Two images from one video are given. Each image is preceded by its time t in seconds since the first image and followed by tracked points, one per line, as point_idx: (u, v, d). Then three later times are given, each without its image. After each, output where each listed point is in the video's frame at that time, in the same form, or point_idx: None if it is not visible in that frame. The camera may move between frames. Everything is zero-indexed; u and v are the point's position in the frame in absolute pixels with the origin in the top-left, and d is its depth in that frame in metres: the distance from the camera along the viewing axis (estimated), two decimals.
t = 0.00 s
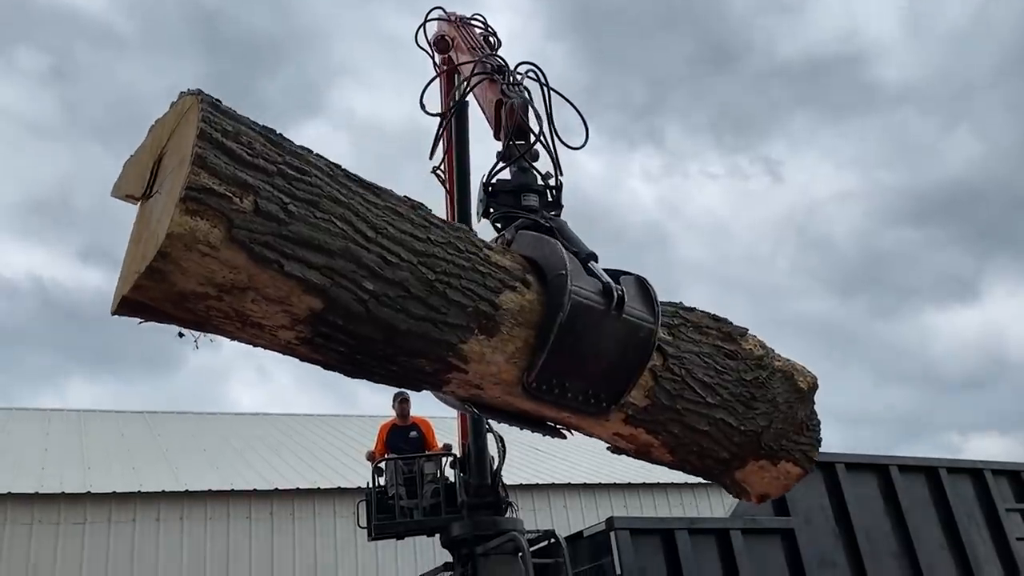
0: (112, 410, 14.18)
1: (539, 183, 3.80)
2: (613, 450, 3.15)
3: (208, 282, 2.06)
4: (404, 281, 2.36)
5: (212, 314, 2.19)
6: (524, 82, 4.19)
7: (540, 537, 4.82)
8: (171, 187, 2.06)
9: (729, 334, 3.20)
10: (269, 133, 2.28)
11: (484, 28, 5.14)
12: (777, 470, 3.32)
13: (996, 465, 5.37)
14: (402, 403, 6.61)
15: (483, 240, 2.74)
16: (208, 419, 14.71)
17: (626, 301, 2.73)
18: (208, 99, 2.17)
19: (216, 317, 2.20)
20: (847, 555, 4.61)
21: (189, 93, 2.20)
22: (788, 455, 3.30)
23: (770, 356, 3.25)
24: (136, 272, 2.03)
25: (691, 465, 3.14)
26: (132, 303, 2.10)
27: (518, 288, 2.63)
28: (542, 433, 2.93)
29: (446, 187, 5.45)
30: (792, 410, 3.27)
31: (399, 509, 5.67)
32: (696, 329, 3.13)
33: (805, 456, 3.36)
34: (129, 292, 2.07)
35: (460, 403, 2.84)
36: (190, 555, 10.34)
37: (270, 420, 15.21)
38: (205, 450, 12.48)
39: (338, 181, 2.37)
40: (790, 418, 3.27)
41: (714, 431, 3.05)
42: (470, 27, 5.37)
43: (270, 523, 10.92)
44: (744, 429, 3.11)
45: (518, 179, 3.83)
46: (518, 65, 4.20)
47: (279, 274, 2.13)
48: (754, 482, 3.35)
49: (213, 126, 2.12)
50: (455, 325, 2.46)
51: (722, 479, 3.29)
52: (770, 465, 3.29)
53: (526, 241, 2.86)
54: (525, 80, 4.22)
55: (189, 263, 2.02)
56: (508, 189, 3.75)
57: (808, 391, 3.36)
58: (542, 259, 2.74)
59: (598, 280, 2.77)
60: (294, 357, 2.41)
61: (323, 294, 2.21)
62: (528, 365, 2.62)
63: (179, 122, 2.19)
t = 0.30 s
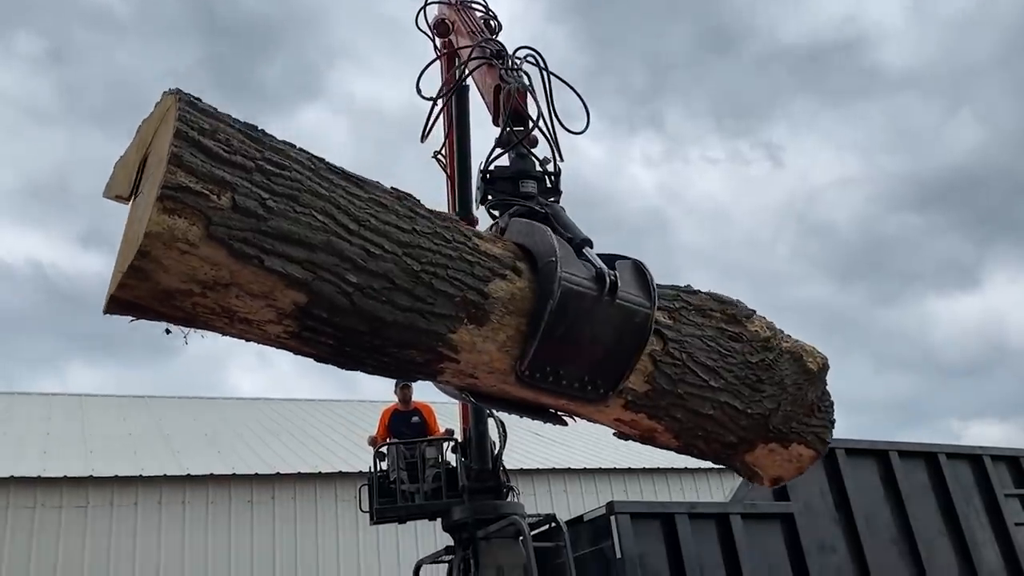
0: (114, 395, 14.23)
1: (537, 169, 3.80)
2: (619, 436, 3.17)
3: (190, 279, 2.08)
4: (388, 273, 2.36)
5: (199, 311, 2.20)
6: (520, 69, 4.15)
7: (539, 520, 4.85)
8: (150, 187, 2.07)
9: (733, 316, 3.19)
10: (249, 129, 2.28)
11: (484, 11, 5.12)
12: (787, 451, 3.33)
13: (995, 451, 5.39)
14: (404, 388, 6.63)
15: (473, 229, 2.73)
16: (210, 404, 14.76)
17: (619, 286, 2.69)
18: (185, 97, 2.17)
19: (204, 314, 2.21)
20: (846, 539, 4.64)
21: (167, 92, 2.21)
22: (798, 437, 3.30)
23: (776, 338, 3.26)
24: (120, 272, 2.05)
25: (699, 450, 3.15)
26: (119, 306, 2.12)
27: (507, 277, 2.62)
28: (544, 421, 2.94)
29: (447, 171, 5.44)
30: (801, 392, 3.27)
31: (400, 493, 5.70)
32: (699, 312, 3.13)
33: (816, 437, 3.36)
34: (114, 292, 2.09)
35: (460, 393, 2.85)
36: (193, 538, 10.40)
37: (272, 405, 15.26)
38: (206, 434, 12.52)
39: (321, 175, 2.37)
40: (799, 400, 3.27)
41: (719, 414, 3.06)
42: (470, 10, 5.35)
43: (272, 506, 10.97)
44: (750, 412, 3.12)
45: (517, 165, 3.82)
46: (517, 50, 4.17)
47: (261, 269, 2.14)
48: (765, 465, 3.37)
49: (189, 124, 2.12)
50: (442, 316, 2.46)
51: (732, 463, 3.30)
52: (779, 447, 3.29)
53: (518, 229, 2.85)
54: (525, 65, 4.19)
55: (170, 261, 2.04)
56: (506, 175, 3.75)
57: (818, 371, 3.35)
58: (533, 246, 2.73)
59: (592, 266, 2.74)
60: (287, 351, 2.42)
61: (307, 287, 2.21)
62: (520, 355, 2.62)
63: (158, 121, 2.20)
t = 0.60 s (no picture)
0: (115, 378, 14.25)
1: (537, 165, 3.78)
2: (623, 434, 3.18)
3: (172, 293, 2.09)
4: (374, 280, 2.35)
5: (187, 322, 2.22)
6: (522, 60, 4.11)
7: (539, 503, 4.87)
8: (130, 202, 2.08)
9: (738, 312, 3.19)
10: (232, 139, 2.27)
11: None
12: (795, 446, 3.32)
13: (994, 436, 5.40)
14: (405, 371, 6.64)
15: (464, 231, 2.72)
16: (211, 387, 14.78)
17: (611, 286, 2.64)
18: (163, 110, 2.16)
19: (192, 325, 2.22)
20: (845, 523, 4.66)
21: (148, 104, 2.20)
22: (806, 432, 3.30)
23: (784, 333, 3.25)
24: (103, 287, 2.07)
25: (705, 447, 3.15)
26: (107, 322, 2.13)
27: (498, 280, 2.60)
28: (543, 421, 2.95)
29: (448, 156, 5.41)
30: (809, 386, 3.26)
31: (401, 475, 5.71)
32: (702, 308, 3.13)
33: (824, 432, 3.35)
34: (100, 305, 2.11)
35: (458, 395, 2.86)
36: (194, 519, 10.44)
37: (273, 388, 15.28)
38: (207, 418, 12.56)
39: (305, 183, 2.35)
40: (808, 395, 3.26)
41: (723, 411, 3.06)
42: None
43: (273, 489, 11.02)
44: (755, 409, 3.12)
45: (517, 162, 3.80)
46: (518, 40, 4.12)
47: (242, 282, 2.14)
48: (775, 460, 3.37)
49: (167, 138, 2.12)
50: (430, 323, 2.45)
51: (740, 459, 3.30)
52: (787, 442, 3.29)
53: (512, 229, 2.82)
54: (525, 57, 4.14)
55: (152, 276, 2.05)
56: (505, 171, 3.74)
57: (827, 366, 3.34)
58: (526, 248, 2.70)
59: (587, 265, 2.70)
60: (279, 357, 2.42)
61: (291, 297, 2.21)
62: (512, 358, 2.61)
63: (140, 134, 2.20)
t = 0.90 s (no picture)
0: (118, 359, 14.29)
1: (535, 153, 3.77)
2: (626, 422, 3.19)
3: (159, 294, 2.10)
4: (361, 277, 2.34)
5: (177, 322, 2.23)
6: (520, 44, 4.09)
7: (540, 484, 4.90)
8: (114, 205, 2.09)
9: (740, 299, 3.19)
10: (215, 140, 2.27)
11: None
12: (799, 432, 3.33)
13: (994, 418, 5.42)
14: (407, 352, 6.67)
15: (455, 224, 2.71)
16: (213, 368, 14.83)
17: (603, 278, 2.63)
18: (145, 112, 2.16)
19: (182, 325, 2.23)
20: (843, 504, 4.68)
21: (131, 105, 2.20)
22: (810, 417, 3.31)
23: (787, 320, 3.25)
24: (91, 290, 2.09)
25: (708, 434, 3.16)
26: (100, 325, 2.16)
27: (489, 273, 2.59)
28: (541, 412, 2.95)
29: (448, 137, 5.40)
30: (813, 372, 3.27)
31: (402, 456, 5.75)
32: (701, 295, 3.13)
33: (828, 418, 3.36)
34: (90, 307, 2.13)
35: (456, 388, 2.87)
36: (197, 498, 10.50)
37: (275, 369, 15.33)
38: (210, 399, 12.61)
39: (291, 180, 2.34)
40: (812, 380, 3.27)
41: (724, 398, 3.07)
42: None
43: (275, 469, 11.07)
44: (757, 395, 3.13)
45: (513, 150, 3.79)
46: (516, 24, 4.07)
47: (228, 282, 2.14)
48: (779, 447, 3.38)
49: (149, 141, 2.12)
50: (420, 318, 2.44)
51: (744, 446, 3.32)
52: (791, 428, 3.30)
53: (505, 221, 2.81)
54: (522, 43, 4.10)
55: (137, 279, 2.07)
56: (503, 160, 3.73)
57: (832, 351, 3.34)
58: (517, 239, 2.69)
59: (578, 257, 2.68)
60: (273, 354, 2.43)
61: (277, 295, 2.21)
62: (506, 351, 2.60)
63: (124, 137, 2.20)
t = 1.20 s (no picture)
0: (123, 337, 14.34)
1: (535, 139, 3.73)
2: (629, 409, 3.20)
3: (150, 290, 2.11)
4: (353, 270, 2.33)
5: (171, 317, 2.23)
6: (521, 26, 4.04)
7: (542, 462, 4.92)
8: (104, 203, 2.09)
9: (743, 284, 3.19)
10: (204, 134, 2.26)
11: None
12: (804, 418, 3.33)
13: (996, 398, 5.43)
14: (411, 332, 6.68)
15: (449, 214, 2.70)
16: (218, 346, 14.87)
17: (599, 267, 2.60)
18: (134, 108, 2.15)
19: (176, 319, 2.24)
20: (845, 483, 4.70)
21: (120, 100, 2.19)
22: (815, 403, 3.31)
23: (792, 305, 3.24)
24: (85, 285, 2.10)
25: (712, 421, 3.17)
26: (95, 320, 2.17)
27: (483, 263, 2.59)
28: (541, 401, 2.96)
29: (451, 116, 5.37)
30: (819, 357, 3.26)
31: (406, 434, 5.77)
32: (703, 282, 3.13)
33: (834, 404, 3.35)
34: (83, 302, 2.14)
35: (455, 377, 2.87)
36: (202, 475, 10.57)
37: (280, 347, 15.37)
38: (214, 376, 12.67)
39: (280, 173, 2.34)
40: (818, 366, 3.27)
41: (727, 385, 3.07)
42: None
43: (279, 448, 11.14)
44: (761, 381, 3.13)
45: (513, 134, 3.75)
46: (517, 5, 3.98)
47: (219, 277, 2.14)
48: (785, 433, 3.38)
49: (137, 137, 2.11)
50: (412, 310, 2.44)
51: (749, 432, 3.32)
52: (796, 414, 3.30)
53: (500, 210, 2.80)
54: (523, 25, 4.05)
55: (129, 276, 2.07)
56: (503, 145, 3.70)
57: (838, 337, 3.33)
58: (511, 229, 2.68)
59: (575, 247, 2.66)
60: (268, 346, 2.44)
61: (268, 290, 2.21)
62: (502, 341, 2.60)
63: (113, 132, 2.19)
